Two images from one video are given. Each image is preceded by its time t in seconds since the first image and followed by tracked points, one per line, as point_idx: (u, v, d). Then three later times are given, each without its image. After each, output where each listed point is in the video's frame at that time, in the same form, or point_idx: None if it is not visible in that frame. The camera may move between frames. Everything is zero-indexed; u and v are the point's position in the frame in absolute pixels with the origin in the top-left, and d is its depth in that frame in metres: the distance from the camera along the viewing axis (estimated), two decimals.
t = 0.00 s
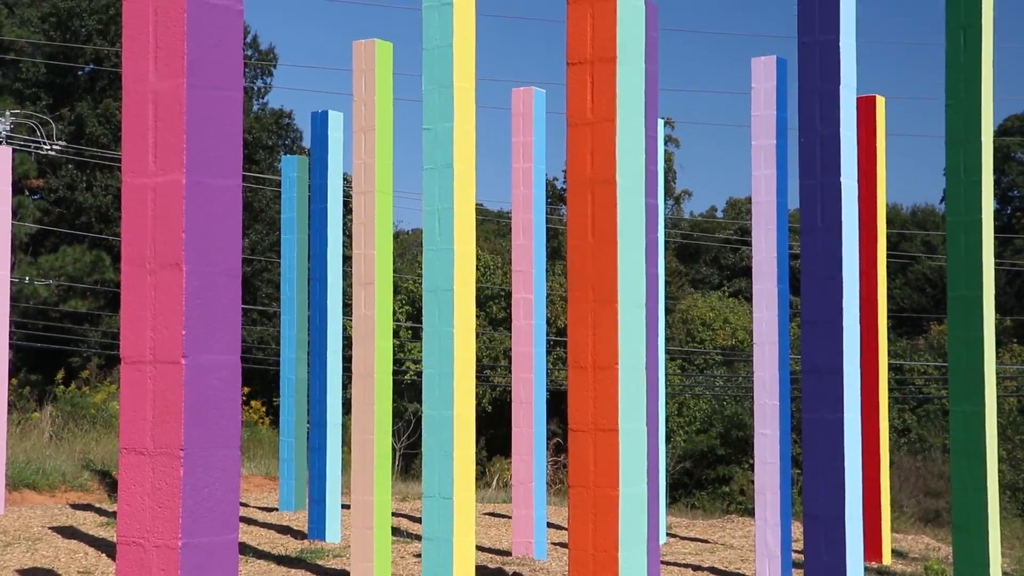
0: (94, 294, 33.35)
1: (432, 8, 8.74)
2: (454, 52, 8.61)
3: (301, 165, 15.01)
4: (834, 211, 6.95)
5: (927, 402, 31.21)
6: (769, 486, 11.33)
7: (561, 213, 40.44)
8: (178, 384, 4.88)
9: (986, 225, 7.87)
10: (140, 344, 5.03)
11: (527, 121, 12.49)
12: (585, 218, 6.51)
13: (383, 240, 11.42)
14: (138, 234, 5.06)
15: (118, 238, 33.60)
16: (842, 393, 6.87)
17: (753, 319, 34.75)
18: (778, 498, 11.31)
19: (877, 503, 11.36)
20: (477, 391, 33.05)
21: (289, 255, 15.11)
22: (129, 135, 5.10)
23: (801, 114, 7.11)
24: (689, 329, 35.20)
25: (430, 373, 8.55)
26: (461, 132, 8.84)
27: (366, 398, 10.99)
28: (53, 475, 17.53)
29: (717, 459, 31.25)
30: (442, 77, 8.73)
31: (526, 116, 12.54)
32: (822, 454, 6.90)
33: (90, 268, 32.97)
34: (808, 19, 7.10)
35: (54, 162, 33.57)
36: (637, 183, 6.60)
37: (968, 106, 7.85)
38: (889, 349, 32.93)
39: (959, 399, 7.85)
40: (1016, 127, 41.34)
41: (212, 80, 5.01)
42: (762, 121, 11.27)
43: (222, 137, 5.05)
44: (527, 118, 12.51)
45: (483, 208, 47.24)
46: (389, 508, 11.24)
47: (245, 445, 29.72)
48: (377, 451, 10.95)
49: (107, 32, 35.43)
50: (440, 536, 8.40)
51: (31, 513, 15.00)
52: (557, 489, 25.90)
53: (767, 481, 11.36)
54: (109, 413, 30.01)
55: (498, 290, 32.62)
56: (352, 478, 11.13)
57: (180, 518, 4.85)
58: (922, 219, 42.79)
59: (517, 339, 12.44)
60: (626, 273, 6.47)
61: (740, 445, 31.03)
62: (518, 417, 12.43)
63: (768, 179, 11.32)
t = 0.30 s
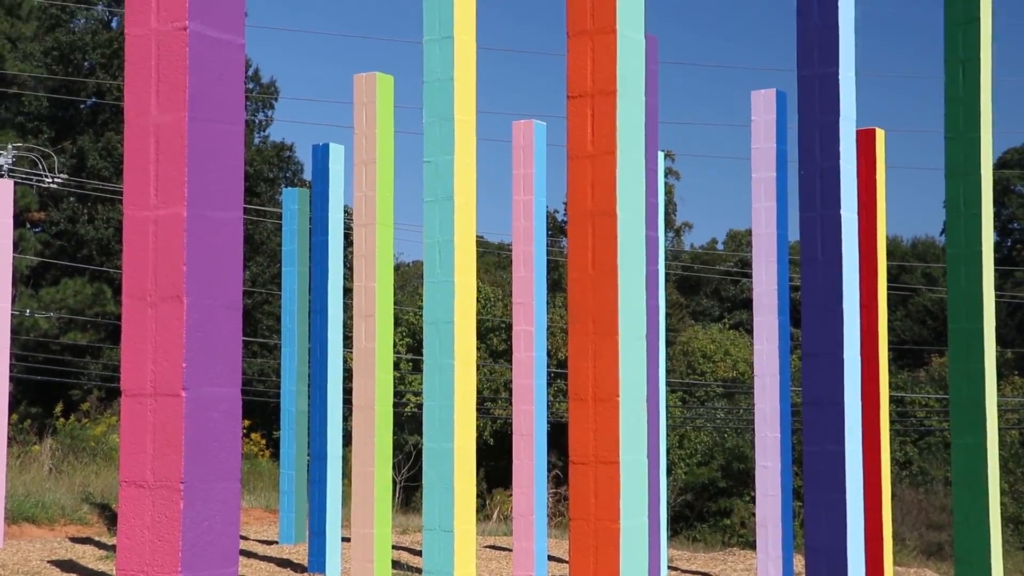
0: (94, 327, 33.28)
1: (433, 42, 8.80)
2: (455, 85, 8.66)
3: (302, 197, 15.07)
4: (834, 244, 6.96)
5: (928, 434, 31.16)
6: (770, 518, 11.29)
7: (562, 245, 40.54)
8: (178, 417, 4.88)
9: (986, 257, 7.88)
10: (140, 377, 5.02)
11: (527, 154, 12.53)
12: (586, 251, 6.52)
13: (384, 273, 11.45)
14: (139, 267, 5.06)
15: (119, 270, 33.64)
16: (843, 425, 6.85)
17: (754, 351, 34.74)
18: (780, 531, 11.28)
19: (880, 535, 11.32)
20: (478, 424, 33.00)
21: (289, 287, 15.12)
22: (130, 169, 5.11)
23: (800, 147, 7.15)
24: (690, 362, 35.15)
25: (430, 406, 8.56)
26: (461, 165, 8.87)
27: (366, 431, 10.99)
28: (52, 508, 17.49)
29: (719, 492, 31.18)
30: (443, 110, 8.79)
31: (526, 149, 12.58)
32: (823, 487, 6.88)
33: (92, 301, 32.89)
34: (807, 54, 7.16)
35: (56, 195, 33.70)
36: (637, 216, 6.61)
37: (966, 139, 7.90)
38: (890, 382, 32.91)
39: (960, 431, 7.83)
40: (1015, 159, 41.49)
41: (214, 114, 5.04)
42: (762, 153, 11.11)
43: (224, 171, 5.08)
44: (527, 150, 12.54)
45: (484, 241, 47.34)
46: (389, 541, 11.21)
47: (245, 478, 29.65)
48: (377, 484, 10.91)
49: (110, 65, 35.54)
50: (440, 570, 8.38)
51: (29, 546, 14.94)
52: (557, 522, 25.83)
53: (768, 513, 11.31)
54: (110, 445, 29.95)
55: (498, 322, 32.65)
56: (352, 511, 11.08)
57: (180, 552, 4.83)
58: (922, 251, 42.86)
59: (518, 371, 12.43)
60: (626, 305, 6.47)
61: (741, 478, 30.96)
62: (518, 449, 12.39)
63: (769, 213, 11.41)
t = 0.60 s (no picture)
0: (95, 359, 33.35)
1: (434, 75, 8.85)
2: (456, 118, 8.69)
3: (304, 229, 15.14)
4: (835, 278, 6.97)
5: (931, 467, 31.03)
6: (774, 550, 11.01)
7: (563, 277, 40.59)
8: (178, 449, 4.87)
9: (986, 289, 7.88)
10: (141, 410, 5.02)
11: (529, 186, 12.58)
12: (587, 283, 6.53)
13: (385, 303, 11.50)
14: (141, 299, 5.06)
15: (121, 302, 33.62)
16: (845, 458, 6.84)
17: (754, 383, 34.69)
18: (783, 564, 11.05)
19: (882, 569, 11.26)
20: (479, 455, 32.95)
21: (291, 319, 15.12)
22: (132, 201, 5.13)
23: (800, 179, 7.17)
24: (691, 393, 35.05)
25: (431, 438, 8.56)
26: (463, 196, 8.89)
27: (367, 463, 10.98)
28: (52, 541, 17.45)
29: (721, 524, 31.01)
30: (443, 143, 8.83)
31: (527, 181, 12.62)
32: (825, 520, 6.86)
33: (93, 333, 32.96)
34: (807, 86, 7.21)
35: (58, 228, 33.75)
36: (639, 248, 6.62)
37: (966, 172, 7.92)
38: (892, 414, 32.84)
39: (963, 465, 7.80)
40: (1014, 192, 41.61)
41: (216, 146, 5.07)
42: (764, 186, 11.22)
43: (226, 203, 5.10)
44: (528, 182, 12.58)
45: (485, 272, 47.40)
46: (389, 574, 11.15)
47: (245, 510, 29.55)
48: (377, 516, 10.86)
49: (113, 98, 35.69)
50: None
51: None
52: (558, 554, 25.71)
53: (772, 545, 11.05)
54: (110, 477, 29.88)
55: (499, 353, 32.63)
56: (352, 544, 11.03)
57: None
58: (923, 283, 42.90)
59: (518, 403, 12.43)
60: (627, 337, 6.47)
61: (744, 510, 30.74)
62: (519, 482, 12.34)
63: (769, 245, 11.44)
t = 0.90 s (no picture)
0: (96, 394, 33.22)
1: (436, 110, 8.91)
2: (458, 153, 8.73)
3: (306, 264, 15.19)
4: (836, 312, 6.98)
5: (934, 501, 30.90)
6: None
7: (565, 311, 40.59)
8: (179, 485, 4.86)
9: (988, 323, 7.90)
10: (142, 445, 5.01)
11: (531, 221, 12.62)
12: (588, 318, 6.54)
13: (388, 338, 11.54)
14: (142, 334, 5.07)
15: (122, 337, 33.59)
16: (849, 493, 6.81)
17: (756, 418, 34.64)
18: None
19: None
20: (480, 490, 32.86)
21: (293, 354, 15.10)
22: (135, 236, 5.15)
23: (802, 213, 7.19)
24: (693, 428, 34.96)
25: (433, 472, 8.54)
26: (465, 231, 8.90)
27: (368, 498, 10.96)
28: None
29: (723, 561, 31.17)
30: (445, 178, 8.86)
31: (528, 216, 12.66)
32: (829, 556, 6.83)
33: (93, 368, 32.88)
34: (807, 121, 7.25)
35: (60, 263, 33.85)
36: (640, 283, 6.63)
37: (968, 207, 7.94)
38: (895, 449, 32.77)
39: (967, 499, 7.76)
40: (1016, 226, 41.65)
41: (218, 181, 5.09)
42: (764, 221, 11.36)
43: (229, 238, 5.11)
44: (529, 217, 12.58)
45: (487, 307, 47.40)
46: None
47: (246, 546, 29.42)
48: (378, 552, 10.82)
49: (116, 134, 35.44)
50: None
51: None
52: None
53: None
54: (110, 513, 29.79)
55: (501, 387, 32.58)
56: None
57: None
58: (925, 317, 42.83)
59: (521, 437, 12.41)
60: (628, 371, 6.46)
61: (747, 546, 31.00)
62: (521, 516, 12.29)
63: (771, 279, 11.47)
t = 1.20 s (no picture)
0: (97, 428, 33.11)
1: (437, 144, 8.94)
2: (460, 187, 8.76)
3: (307, 298, 15.21)
4: (837, 345, 6.98)
5: (938, 536, 30.80)
6: None
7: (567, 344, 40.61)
8: (180, 519, 4.85)
9: (990, 357, 7.90)
10: (143, 479, 5.00)
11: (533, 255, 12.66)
12: (590, 351, 6.54)
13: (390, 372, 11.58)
14: (144, 368, 5.06)
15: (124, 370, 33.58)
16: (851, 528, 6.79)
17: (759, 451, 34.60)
18: None
19: None
20: (483, 524, 32.77)
21: (294, 388, 15.06)
22: (138, 269, 5.16)
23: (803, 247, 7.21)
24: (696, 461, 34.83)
25: (435, 506, 8.51)
26: (467, 265, 8.92)
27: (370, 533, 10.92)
28: None
29: None
30: (447, 212, 8.88)
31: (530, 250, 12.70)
32: None
33: (95, 402, 32.75)
34: (808, 155, 7.28)
35: (62, 297, 33.89)
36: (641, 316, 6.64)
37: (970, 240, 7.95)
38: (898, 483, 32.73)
39: (970, 534, 7.71)
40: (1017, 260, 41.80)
41: (221, 216, 5.11)
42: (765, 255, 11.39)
43: (230, 272, 5.12)
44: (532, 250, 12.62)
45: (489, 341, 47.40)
46: None
47: None
48: None
49: (118, 168, 35.59)
50: None
51: None
52: None
53: None
54: (110, 548, 29.65)
55: (503, 421, 32.55)
56: None
57: None
58: (927, 350, 42.88)
59: (523, 471, 12.38)
60: (631, 404, 6.45)
61: None
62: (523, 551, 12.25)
63: (772, 312, 11.47)
